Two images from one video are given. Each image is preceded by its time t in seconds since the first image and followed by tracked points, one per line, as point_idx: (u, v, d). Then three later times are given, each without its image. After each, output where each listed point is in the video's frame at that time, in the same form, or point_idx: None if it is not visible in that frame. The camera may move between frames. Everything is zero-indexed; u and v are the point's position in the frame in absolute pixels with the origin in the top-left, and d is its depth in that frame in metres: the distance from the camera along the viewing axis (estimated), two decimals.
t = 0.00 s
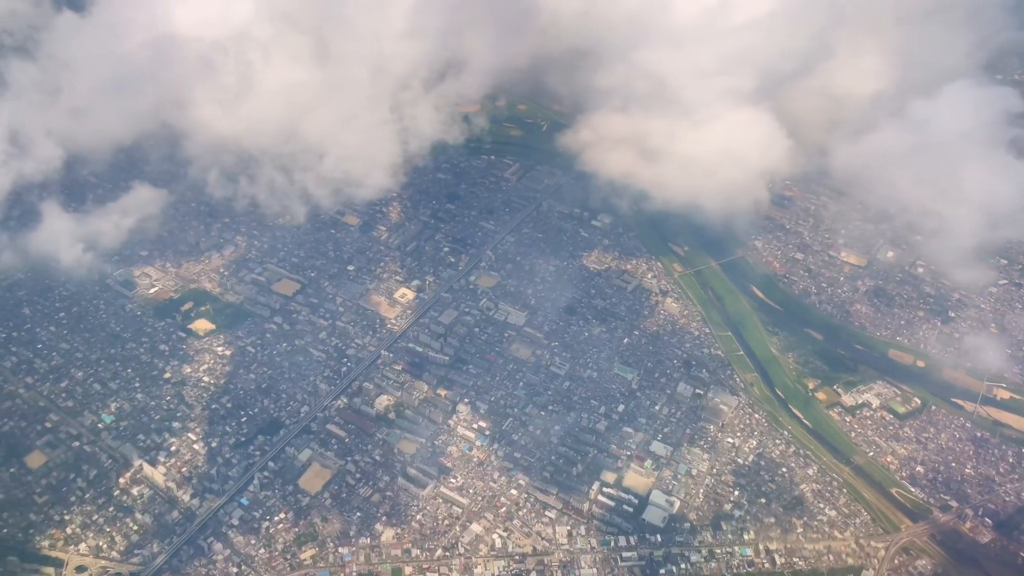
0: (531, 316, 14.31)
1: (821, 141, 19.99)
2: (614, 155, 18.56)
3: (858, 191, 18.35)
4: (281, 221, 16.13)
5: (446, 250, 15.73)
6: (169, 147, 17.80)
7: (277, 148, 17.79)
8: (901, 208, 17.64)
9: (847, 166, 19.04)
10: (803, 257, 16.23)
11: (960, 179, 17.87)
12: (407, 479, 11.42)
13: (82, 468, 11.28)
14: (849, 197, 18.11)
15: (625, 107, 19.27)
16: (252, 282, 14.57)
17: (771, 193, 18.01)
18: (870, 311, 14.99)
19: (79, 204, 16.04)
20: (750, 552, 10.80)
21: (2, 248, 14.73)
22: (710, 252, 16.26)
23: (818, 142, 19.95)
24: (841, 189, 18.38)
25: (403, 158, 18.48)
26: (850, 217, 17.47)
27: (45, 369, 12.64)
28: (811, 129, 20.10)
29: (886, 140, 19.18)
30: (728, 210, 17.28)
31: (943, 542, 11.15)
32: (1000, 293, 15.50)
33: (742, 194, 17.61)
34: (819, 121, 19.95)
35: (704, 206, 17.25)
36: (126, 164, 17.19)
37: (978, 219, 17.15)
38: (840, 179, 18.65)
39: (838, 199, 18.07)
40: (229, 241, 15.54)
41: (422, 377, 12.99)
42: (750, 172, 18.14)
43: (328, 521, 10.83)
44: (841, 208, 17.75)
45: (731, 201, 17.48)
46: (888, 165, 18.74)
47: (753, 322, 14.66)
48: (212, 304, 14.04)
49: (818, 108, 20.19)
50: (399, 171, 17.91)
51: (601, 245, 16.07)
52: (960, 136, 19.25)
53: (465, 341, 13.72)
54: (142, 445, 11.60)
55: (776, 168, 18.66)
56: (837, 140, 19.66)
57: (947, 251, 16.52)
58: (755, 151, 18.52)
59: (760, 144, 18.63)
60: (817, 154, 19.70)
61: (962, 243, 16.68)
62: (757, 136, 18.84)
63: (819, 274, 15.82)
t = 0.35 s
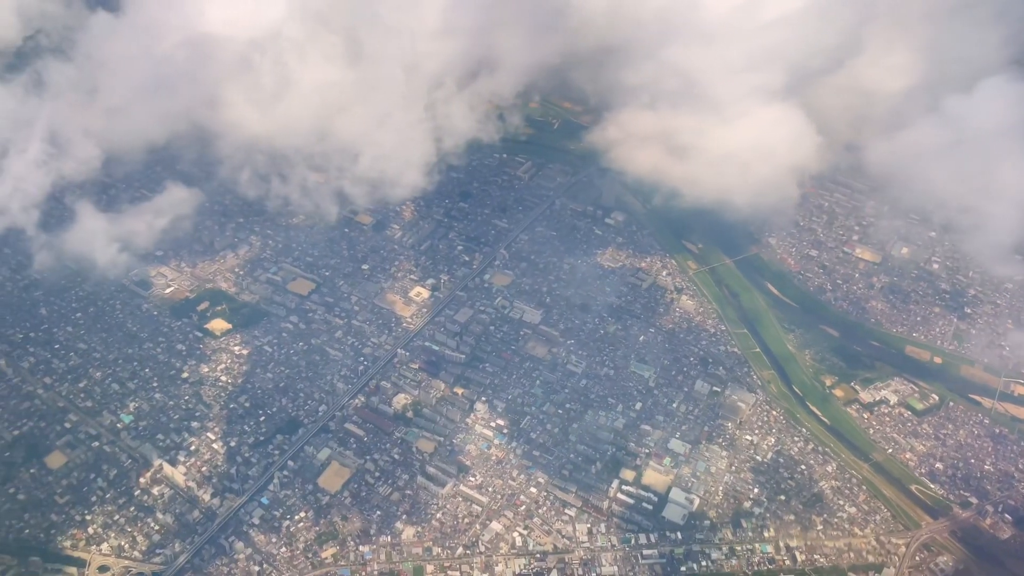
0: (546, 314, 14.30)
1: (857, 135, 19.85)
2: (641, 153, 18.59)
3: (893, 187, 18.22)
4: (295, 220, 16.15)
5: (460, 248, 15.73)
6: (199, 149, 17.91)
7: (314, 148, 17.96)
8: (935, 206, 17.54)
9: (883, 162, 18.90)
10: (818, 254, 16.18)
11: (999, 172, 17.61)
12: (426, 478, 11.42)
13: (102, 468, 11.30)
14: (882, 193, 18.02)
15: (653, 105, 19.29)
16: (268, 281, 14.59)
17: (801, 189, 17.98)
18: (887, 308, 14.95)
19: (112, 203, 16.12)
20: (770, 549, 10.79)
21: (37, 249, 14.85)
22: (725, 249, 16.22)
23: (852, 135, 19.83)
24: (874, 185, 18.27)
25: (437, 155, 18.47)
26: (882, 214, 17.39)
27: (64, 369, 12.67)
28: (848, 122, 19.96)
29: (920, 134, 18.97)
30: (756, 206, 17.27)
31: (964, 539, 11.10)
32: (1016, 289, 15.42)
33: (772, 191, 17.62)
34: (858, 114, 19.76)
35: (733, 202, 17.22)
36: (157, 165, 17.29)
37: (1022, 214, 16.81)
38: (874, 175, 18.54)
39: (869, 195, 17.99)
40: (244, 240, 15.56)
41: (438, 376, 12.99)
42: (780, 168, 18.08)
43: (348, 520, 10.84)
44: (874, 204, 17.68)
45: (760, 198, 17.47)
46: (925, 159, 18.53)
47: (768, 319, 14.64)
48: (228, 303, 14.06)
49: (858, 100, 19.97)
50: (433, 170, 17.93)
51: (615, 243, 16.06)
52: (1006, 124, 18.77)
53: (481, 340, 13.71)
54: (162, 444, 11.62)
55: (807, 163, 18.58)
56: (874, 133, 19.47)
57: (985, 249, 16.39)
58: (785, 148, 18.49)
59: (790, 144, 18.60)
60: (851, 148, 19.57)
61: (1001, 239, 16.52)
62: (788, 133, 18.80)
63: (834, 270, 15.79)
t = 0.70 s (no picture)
0: (569, 310, 14.29)
1: (893, 127, 19.64)
2: (675, 146, 18.52)
3: (930, 179, 18.11)
4: (316, 218, 16.19)
5: (481, 244, 15.74)
6: (229, 149, 17.90)
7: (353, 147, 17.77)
8: (972, 198, 17.43)
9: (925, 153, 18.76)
10: (841, 247, 16.10)
11: None
12: (454, 474, 11.44)
13: (132, 467, 11.37)
14: (924, 185, 17.93)
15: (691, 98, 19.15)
16: (291, 280, 14.64)
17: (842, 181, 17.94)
18: (911, 300, 14.87)
19: (155, 203, 16.20)
20: (801, 542, 10.75)
21: (82, 250, 14.97)
22: (747, 242, 16.16)
23: (888, 127, 19.61)
24: (916, 177, 18.18)
25: (479, 151, 18.54)
26: (908, 205, 17.29)
27: (91, 369, 12.75)
28: (884, 113, 19.72)
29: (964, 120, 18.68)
30: (795, 198, 17.27)
31: (996, 532, 11.04)
32: None
33: (812, 182, 17.60)
34: (895, 104, 19.52)
35: (772, 196, 17.19)
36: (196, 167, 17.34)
37: None
38: (915, 167, 18.44)
39: (912, 188, 17.90)
40: (266, 239, 15.61)
41: (463, 372, 13.02)
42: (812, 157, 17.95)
43: (377, 516, 10.87)
44: (896, 196, 17.56)
45: (800, 191, 17.45)
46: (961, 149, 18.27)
47: (792, 313, 14.58)
48: (253, 302, 14.12)
49: (895, 90, 19.71)
50: (474, 168, 18.01)
51: (636, 237, 16.03)
52: None
53: (504, 336, 13.71)
54: (191, 443, 11.68)
55: (846, 155, 18.51)
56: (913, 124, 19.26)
57: None
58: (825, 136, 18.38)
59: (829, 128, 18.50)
60: (887, 140, 19.39)
61: None
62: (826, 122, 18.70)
63: (857, 263, 15.71)
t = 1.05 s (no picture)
0: (593, 306, 14.26)
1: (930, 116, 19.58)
2: (712, 137, 18.45)
3: (975, 167, 18.05)
4: (338, 217, 16.22)
5: (503, 241, 15.72)
6: (253, 150, 17.98)
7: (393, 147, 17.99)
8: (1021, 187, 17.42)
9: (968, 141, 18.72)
10: (866, 238, 15.99)
11: None
12: (483, 471, 11.44)
13: (163, 467, 11.43)
14: (971, 173, 17.85)
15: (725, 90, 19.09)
16: (314, 279, 14.68)
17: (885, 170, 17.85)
18: (938, 291, 14.75)
19: (198, 203, 16.34)
20: (833, 536, 10.70)
21: (127, 251, 15.11)
22: (770, 236, 16.07)
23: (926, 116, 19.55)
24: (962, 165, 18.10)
25: (522, 147, 18.50)
26: (933, 196, 17.15)
27: (120, 370, 12.82)
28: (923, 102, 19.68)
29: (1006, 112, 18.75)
30: (837, 187, 17.20)
31: None
32: None
33: (853, 172, 17.53)
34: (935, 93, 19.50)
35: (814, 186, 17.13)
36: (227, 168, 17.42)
37: None
38: (960, 155, 18.35)
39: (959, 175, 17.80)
40: (289, 239, 15.64)
41: (489, 369, 13.01)
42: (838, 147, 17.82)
43: (407, 514, 10.89)
44: (919, 186, 17.42)
45: (842, 180, 17.37)
46: (1003, 141, 18.19)
47: (818, 306, 14.50)
48: (277, 302, 14.16)
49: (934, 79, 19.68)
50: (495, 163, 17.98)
51: (659, 232, 15.99)
52: None
53: (529, 333, 13.69)
54: (220, 443, 11.73)
55: (887, 144, 18.43)
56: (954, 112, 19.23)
57: None
58: (852, 123, 18.23)
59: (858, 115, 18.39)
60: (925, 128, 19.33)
61: None
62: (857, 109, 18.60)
63: (882, 254, 15.60)
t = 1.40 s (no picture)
0: (623, 299, 14.20)
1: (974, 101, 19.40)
2: (754, 126, 18.35)
3: None
4: (364, 215, 16.23)
5: (529, 236, 15.69)
6: (280, 149, 18.04)
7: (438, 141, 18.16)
8: None
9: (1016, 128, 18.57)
10: (896, 227, 15.82)
11: None
12: (518, 466, 11.42)
13: (199, 466, 11.48)
14: None
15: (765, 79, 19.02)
16: (342, 277, 14.69)
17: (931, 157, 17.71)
18: (972, 279, 14.58)
19: (245, 201, 16.43)
20: (873, 527, 10.61)
21: (157, 252, 15.20)
22: (798, 226, 15.93)
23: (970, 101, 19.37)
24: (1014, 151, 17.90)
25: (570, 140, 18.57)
26: (962, 183, 16.94)
27: (154, 370, 12.90)
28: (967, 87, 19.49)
29: None
30: (884, 174, 17.10)
31: None
32: None
33: (898, 159, 17.43)
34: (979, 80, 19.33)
35: (861, 175, 17.03)
36: (260, 166, 17.50)
37: None
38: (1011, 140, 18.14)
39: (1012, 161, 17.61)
40: (316, 237, 15.67)
41: (520, 364, 12.99)
42: (863, 135, 17.73)
43: (443, 509, 10.89)
44: (948, 173, 17.21)
45: (888, 168, 17.26)
46: None
47: (851, 296, 14.37)
48: (306, 300, 14.19)
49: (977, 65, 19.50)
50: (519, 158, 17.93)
51: (686, 224, 15.90)
52: None
53: (559, 327, 13.65)
54: (255, 441, 11.77)
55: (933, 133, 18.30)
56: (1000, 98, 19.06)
57: None
58: (879, 111, 18.13)
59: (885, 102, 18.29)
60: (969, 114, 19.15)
61: None
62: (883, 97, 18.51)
63: (914, 243, 15.44)
